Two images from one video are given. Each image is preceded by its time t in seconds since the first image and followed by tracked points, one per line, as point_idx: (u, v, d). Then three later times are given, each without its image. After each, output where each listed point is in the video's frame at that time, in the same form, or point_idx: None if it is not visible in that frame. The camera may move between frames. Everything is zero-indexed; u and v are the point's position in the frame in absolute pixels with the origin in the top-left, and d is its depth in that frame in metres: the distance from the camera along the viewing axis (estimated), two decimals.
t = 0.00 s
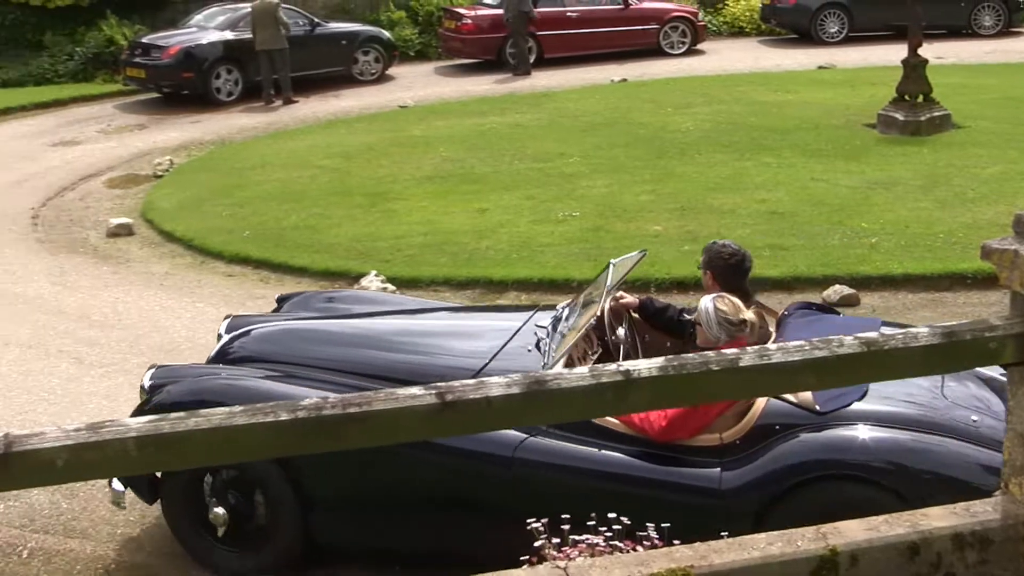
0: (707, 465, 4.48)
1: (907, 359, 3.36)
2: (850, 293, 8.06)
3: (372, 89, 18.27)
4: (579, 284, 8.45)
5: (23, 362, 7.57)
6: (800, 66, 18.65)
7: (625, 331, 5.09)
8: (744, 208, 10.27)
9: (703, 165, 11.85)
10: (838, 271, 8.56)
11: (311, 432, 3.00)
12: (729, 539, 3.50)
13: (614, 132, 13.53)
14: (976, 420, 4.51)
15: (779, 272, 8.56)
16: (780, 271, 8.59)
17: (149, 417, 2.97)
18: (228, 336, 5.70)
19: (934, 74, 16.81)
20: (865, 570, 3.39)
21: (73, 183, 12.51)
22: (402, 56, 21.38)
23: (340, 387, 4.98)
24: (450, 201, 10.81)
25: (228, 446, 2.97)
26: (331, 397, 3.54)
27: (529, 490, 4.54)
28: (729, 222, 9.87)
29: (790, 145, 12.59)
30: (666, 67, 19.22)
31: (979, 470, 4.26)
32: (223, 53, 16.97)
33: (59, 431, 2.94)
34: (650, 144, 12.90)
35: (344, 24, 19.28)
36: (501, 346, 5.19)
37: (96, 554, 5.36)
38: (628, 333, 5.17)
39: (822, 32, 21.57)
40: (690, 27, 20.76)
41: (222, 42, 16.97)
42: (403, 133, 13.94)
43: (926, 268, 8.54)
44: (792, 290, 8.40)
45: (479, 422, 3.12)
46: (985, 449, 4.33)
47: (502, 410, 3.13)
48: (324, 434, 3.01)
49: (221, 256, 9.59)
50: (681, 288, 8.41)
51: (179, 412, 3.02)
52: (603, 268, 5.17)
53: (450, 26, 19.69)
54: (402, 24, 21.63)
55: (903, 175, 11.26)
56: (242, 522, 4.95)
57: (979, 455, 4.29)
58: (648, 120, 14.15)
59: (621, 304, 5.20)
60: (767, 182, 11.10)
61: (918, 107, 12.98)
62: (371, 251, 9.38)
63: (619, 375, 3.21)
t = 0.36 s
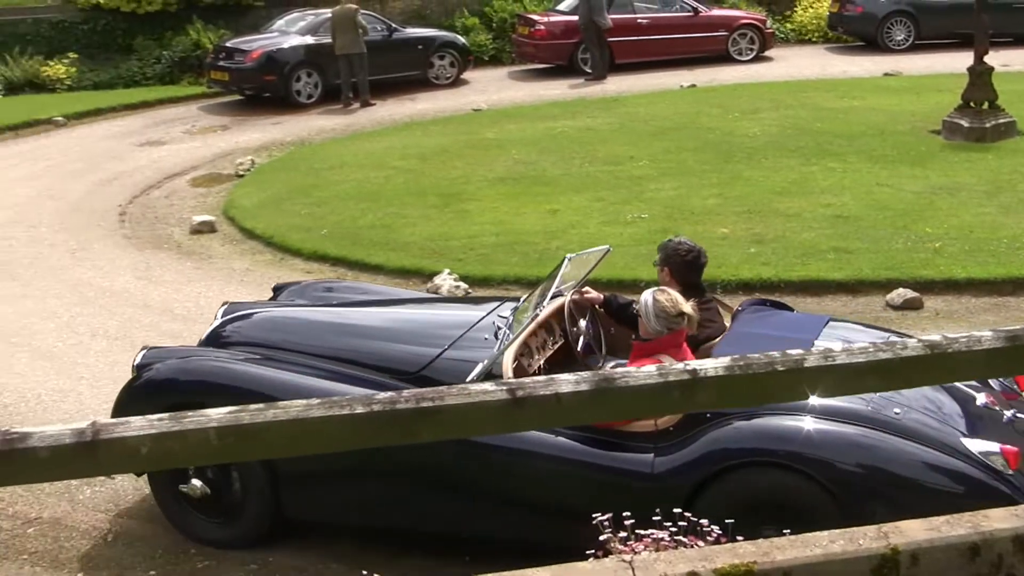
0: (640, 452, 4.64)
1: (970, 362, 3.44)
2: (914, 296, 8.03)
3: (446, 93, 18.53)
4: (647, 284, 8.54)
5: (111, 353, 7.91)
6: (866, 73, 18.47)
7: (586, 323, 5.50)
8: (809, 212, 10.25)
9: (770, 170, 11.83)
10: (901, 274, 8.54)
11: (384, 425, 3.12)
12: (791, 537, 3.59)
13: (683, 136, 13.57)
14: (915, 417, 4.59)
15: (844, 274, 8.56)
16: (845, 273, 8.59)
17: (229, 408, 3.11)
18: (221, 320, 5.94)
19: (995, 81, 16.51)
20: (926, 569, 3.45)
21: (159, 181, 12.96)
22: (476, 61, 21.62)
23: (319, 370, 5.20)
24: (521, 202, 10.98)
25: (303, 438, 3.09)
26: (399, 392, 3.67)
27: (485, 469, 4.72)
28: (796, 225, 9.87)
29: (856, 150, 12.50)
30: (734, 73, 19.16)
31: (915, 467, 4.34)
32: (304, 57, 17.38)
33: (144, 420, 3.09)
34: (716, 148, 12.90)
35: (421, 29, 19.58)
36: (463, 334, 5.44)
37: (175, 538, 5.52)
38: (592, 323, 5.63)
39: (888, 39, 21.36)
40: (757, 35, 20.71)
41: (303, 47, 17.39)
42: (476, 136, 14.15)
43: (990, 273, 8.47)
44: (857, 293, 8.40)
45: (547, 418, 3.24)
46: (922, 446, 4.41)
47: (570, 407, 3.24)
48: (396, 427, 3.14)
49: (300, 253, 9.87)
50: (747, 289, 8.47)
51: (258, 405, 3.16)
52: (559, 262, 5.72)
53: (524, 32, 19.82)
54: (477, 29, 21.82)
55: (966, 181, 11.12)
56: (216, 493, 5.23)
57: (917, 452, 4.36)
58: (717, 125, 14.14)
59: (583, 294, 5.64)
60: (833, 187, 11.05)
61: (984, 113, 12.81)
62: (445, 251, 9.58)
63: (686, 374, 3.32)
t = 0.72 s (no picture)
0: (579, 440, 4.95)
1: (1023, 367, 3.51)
2: (966, 302, 8.01)
3: (508, 99, 18.73)
4: (703, 287, 8.60)
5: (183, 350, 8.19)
6: (920, 82, 18.28)
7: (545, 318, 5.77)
8: (863, 218, 10.22)
9: (825, 176, 11.81)
10: (954, 280, 8.51)
11: (446, 422, 3.27)
12: (842, 537, 3.67)
13: (741, 143, 13.57)
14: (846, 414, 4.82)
15: (897, 280, 8.56)
16: (898, 279, 8.58)
17: (295, 404, 3.25)
18: (216, 307, 6.33)
19: None
20: (977, 570, 3.52)
21: (229, 184, 13.33)
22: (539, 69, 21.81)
23: (296, 359, 5.56)
24: (580, 207, 11.11)
25: (366, 435, 3.23)
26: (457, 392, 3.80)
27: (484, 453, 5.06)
28: (850, 231, 9.85)
29: (910, 158, 12.41)
30: (791, 81, 19.08)
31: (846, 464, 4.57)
32: (371, 64, 17.72)
33: (214, 415, 3.22)
34: (773, 156, 12.86)
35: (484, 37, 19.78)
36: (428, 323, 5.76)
37: (240, 531, 5.83)
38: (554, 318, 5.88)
39: (943, 49, 21.25)
40: (814, 44, 20.56)
41: (370, 53, 17.71)
42: (537, 141, 14.29)
43: None
44: (909, 298, 8.39)
45: (604, 417, 3.36)
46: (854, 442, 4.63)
47: (628, 406, 3.37)
48: (458, 425, 3.28)
49: (364, 254, 10.11)
50: (801, 294, 8.51)
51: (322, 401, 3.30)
52: (517, 260, 5.98)
53: (585, 40, 19.96)
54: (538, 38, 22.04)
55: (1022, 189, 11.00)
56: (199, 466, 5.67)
57: (855, 451, 4.58)
58: (773, 132, 14.12)
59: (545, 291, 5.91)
60: (888, 194, 10.99)
61: None
62: (506, 253, 9.74)
63: (741, 376, 3.43)
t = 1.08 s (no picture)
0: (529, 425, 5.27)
1: None
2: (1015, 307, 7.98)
3: (566, 106, 18.89)
4: (756, 291, 8.69)
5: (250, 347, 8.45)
6: (972, 90, 18.09)
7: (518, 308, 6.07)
8: (913, 224, 10.19)
9: (877, 183, 11.77)
10: (1005, 286, 8.47)
11: (502, 419, 3.36)
12: (891, 537, 3.74)
13: (794, 150, 13.57)
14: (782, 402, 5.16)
15: (947, 284, 8.53)
16: (947, 283, 8.56)
17: (356, 401, 3.36)
18: (221, 296, 6.77)
19: None
20: None
21: (294, 186, 13.65)
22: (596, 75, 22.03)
23: (283, 344, 5.95)
24: (635, 211, 11.21)
25: (425, 431, 3.35)
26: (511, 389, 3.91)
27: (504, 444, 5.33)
28: (900, 236, 9.83)
29: (961, 165, 12.31)
30: (844, 89, 18.97)
31: (778, 451, 4.92)
32: (433, 70, 17.97)
33: (277, 410, 3.34)
34: (826, 162, 12.84)
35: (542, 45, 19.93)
36: (402, 312, 6.12)
37: (302, 524, 6.07)
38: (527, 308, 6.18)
39: (995, 58, 21.04)
40: (867, 52, 20.43)
41: (432, 60, 17.96)
42: (594, 147, 14.41)
43: None
44: (959, 303, 8.37)
45: (658, 417, 3.45)
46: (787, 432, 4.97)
47: (681, 406, 3.46)
48: (515, 422, 3.37)
49: (425, 256, 10.31)
50: (852, 298, 8.54)
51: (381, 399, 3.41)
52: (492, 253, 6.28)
53: (641, 47, 20.02)
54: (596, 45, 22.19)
55: None
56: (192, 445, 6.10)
57: (803, 446, 4.92)
58: (827, 139, 14.09)
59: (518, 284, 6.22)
60: (939, 200, 10.93)
61: None
62: (564, 256, 9.88)
63: (793, 378, 3.52)
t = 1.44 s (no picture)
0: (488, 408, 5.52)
1: None
2: None
3: (619, 111, 19.00)
4: (804, 294, 8.76)
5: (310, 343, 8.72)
6: None
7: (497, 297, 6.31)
8: (962, 230, 10.15)
9: (925, 189, 11.72)
10: None
11: (557, 416, 3.48)
12: (936, 538, 3.82)
13: (844, 156, 13.55)
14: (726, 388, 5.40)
15: (994, 290, 8.52)
16: (995, 289, 8.55)
17: (414, 398, 3.49)
18: (232, 285, 7.21)
19: None
20: None
21: (355, 187, 13.95)
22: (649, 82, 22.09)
23: (275, 329, 6.34)
24: (687, 214, 11.31)
25: (481, 428, 3.48)
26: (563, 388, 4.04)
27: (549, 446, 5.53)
28: (949, 242, 9.81)
29: (1011, 172, 12.20)
30: (894, 97, 18.84)
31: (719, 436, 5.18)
32: (490, 76, 18.19)
33: (337, 406, 3.48)
34: (876, 168, 12.80)
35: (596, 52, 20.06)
36: (387, 301, 6.47)
37: (360, 515, 6.28)
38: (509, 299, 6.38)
39: None
40: (916, 61, 20.25)
41: (490, 66, 18.17)
42: (647, 152, 14.51)
43: None
44: (1007, 308, 8.34)
45: (708, 416, 3.56)
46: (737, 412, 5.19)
47: (731, 406, 3.57)
48: (569, 419, 3.49)
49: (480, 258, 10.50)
50: (899, 302, 8.57)
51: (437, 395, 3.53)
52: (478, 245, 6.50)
53: (694, 55, 20.10)
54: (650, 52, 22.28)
55: None
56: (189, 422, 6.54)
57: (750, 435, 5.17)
58: (877, 146, 14.04)
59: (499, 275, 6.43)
60: (988, 207, 10.86)
61: None
62: (616, 257, 10.01)
63: (841, 380, 3.61)
